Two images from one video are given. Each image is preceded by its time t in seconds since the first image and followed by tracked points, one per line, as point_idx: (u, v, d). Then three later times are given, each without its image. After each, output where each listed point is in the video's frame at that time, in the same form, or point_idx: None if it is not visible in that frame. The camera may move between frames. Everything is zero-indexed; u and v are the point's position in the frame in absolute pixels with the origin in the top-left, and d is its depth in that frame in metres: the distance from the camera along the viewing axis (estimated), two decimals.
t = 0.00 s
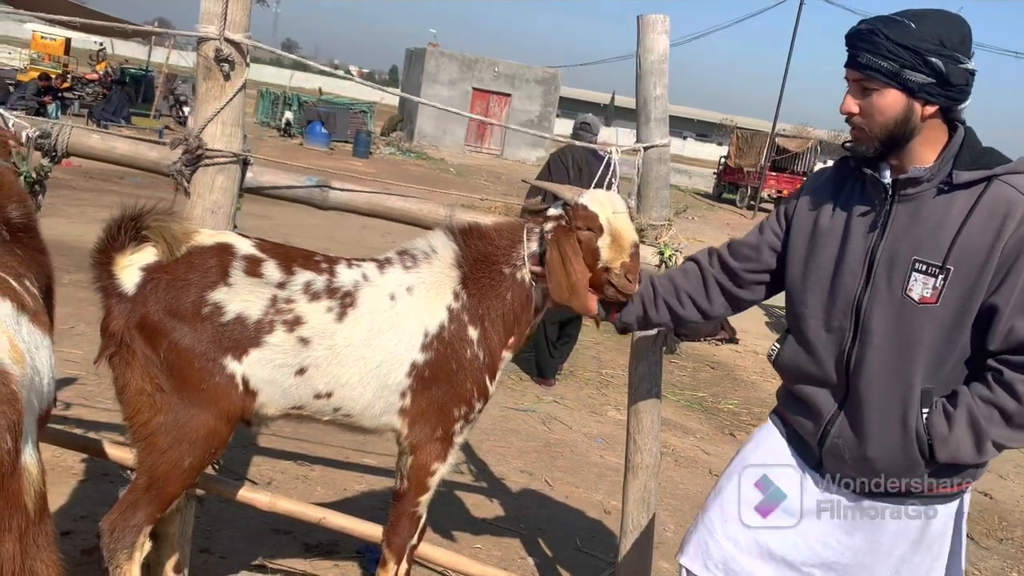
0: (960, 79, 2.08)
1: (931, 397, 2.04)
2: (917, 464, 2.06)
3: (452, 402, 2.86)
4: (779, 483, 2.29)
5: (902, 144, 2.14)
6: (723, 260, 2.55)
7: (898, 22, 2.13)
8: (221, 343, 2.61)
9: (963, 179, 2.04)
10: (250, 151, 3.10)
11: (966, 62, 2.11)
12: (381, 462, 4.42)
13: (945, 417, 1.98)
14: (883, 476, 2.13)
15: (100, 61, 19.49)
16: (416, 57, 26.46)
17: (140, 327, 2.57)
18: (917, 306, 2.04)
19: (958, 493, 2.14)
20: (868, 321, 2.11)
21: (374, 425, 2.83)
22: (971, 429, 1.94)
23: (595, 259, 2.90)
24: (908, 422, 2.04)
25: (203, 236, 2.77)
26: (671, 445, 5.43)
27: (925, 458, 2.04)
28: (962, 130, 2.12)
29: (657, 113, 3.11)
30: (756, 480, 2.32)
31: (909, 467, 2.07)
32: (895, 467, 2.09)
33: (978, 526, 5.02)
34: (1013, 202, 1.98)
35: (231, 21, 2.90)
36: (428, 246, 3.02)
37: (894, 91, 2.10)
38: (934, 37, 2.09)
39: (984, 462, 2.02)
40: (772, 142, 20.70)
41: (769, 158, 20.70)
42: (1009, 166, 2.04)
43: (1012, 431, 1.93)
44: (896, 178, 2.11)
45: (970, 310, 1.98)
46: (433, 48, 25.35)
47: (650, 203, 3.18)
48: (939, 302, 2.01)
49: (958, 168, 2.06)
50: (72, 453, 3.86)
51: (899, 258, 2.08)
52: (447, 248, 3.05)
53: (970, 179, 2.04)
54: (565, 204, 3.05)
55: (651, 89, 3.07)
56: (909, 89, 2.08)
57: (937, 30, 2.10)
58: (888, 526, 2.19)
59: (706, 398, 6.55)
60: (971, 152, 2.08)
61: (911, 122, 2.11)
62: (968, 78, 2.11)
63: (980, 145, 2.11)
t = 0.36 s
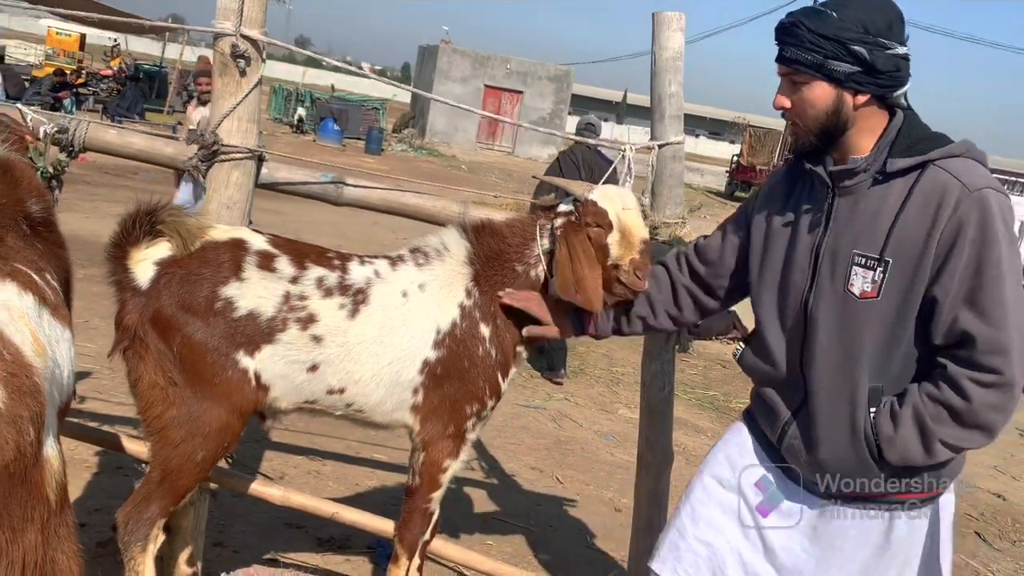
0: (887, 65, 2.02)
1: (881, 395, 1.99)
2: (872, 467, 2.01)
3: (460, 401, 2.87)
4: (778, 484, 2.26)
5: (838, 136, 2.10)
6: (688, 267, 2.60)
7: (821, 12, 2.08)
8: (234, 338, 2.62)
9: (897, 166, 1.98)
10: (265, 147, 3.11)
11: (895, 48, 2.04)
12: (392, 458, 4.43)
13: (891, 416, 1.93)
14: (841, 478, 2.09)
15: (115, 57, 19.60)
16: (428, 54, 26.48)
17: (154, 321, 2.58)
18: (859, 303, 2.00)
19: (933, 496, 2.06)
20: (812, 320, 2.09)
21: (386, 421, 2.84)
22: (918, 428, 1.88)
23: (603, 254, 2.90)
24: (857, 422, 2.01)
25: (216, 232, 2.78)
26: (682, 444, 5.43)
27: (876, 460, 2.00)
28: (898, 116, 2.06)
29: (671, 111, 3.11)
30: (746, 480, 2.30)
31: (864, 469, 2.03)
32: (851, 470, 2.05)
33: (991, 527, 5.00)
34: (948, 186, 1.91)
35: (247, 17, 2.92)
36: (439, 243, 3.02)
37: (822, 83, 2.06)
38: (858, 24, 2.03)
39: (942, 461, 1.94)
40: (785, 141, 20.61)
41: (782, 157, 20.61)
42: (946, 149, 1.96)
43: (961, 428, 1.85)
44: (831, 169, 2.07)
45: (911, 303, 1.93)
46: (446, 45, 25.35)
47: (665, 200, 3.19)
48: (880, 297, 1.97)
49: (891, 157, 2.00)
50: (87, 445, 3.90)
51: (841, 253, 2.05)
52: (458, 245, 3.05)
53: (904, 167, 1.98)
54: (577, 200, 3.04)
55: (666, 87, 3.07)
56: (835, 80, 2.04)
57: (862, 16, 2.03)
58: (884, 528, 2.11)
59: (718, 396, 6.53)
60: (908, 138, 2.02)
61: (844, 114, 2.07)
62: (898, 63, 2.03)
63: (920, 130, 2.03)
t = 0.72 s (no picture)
0: (796, 4, 1.91)
1: (843, 334, 1.85)
2: (843, 415, 1.86)
3: (514, 381, 2.85)
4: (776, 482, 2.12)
5: (764, 83, 2.01)
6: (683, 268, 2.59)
7: None
8: (248, 340, 2.65)
9: (824, 97, 1.87)
10: (283, 145, 3.12)
11: None
12: (407, 455, 4.44)
13: (855, 351, 1.80)
14: (820, 434, 1.92)
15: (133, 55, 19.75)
16: (443, 53, 26.50)
17: (168, 324, 2.63)
18: (806, 240, 1.88)
19: (927, 441, 1.88)
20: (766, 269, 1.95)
21: (408, 422, 2.85)
22: (883, 358, 1.75)
23: (639, 221, 2.86)
24: (821, 366, 1.86)
25: (231, 235, 2.78)
26: (697, 443, 5.41)
27: (850, 405, 1.83)
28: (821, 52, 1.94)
29: (688, 108, 3.09)
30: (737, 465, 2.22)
31: (840, 418, 1.86)
32: (828, 423, 1.89)
33: (1009, 529, 4.95)
34: (874, 105, 1.81)
35: (266, 16, 2.93)
36: (451, 241, 2.98)
37: (736, 35, 1.99)
38: None
39: (917, 392, 1.79)
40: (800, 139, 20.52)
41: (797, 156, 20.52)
42: (868, 71, 1.86)
43: (928, 351, 1.72)
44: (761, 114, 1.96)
45: (858, 231, 1.81)
46: (460, 43, 25.36)
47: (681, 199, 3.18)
48: (826, 230, 1.85)
49: (815, 89, 1.90)
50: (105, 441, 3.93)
51: (785, 196, 1.93)
52: (471, 243, 3.00)
53: (830, 97, 1.87)
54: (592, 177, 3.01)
55: (683, 85, 3.06)
56: (749, 28, 1.96)
57: None
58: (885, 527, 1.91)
59: (733, 396, 6.51)
60: (831, 69, 1.90)
61: (762, 61, 1.99)
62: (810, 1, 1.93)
63: (846, 62, 1.92)
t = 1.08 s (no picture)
0: (825, 32, 1.83)
1: (876, 367, 1.70)
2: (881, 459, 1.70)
3: (532, 373, 2.87)
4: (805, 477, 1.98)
5: (794, 111, 1.92)
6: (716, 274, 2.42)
7: None
8: (261, 350, 2.66)
9: (839, 123, 1.77)
10: (294, 146, 3.13)
11: (832, 9, 1.83)
12: (418, 454, 4.45)
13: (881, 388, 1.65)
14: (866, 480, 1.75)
15: (143, 56, 19.84)
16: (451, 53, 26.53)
17: (179, 338, 2.64)
18: (831, 271, 1.76)
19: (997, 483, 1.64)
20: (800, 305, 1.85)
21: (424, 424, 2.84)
22: (909, 394, 1.59)
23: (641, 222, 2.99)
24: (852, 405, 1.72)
25: (238, 246, 2.81)
26: (707, 442, 5.41)
27: (888, 445, 1.67)
28: (849, 75, 1.83)
29: (699, 108, 3.08)
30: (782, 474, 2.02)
31: (881, 460, 1.70)
32: (869, 467, 1.73)
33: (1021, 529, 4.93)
34: (884, 126, 1.68)
35: (277, 17, 2.94)
36: (465, 246, 3.02)
37: (764, 64, 1.90)
38: None
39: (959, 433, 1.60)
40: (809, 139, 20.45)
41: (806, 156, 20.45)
42: (885, 92, 1.72)
43: (961, 386, 1.54)
44: (788, 145, 1.90)
45: (877, 259, 1.68)
46: (468, 43, 25.37)
47: (693, 198, 3.15)
48: (849, 260, 1.72)
49: (832, 115, 1.79)
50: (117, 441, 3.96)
51: (811, 227, 1.82)
52: (484, 249, 3.04)
53: (846, 123, 1.76)
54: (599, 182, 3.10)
55: (694, 84, 3.05)
56: (777, 57, 1.87)
57: None
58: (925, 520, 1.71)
59: (743, 395, 6.50)
60: (852, 91, 1.79)
61: (792, 89, 1.90)
62: (838, 27, 1.84)
63: (869, 83, 1.79)
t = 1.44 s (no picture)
0: None
1: (1000, 469, 1.56)
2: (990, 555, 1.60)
3: (492, 373, 2.91)
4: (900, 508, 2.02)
5: (981, 148, 1.73)
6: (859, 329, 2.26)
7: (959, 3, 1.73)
8: (249, 355, 2.65)
9: None
10: (299, 147, 3.14)
11: None
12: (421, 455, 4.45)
13: (1002, 494, 1.51)
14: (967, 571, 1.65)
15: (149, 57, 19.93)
16: (456, 54, 26.58)
17: (168, 353, 2.62)
18: (977, 349, 1.60)
19: None
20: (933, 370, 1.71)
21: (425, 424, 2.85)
22: None
23: (607, 241, 3.18)
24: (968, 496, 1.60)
25: (215, 254, 2.77)
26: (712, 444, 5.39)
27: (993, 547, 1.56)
28: None
29: (704, 109, 3.08)
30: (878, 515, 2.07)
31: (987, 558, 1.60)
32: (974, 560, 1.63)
33: None
34: None
35: (282, 18, 2.95)
36: (435, 242, 3.03)
37: (957, 88, 1.72)
38: (1002, 13, 1.65)
39: None
40: (814, 139, 20.39)
41: (812, 156, 20.39)
42: None
43: None
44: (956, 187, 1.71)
45: None
46: (473, 44, 25.38)
47: (698, 199, 3.17)
48: (1000, 344, 1.56)
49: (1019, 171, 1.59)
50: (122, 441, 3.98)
51: (965, 290, 1.66)
52: (455, 242, 3.07)
53: None
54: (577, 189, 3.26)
55: (699, 85, 3.04)
56: (971, 83, 1.69)
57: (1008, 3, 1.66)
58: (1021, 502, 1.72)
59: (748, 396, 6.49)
60: None
61: (983, 124, 1.70)
62: None
63: None
